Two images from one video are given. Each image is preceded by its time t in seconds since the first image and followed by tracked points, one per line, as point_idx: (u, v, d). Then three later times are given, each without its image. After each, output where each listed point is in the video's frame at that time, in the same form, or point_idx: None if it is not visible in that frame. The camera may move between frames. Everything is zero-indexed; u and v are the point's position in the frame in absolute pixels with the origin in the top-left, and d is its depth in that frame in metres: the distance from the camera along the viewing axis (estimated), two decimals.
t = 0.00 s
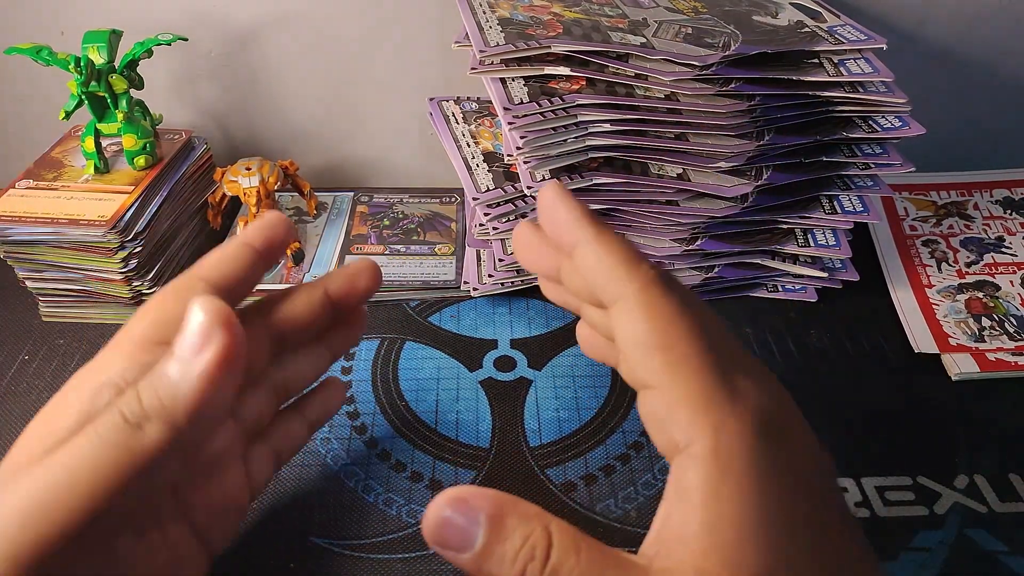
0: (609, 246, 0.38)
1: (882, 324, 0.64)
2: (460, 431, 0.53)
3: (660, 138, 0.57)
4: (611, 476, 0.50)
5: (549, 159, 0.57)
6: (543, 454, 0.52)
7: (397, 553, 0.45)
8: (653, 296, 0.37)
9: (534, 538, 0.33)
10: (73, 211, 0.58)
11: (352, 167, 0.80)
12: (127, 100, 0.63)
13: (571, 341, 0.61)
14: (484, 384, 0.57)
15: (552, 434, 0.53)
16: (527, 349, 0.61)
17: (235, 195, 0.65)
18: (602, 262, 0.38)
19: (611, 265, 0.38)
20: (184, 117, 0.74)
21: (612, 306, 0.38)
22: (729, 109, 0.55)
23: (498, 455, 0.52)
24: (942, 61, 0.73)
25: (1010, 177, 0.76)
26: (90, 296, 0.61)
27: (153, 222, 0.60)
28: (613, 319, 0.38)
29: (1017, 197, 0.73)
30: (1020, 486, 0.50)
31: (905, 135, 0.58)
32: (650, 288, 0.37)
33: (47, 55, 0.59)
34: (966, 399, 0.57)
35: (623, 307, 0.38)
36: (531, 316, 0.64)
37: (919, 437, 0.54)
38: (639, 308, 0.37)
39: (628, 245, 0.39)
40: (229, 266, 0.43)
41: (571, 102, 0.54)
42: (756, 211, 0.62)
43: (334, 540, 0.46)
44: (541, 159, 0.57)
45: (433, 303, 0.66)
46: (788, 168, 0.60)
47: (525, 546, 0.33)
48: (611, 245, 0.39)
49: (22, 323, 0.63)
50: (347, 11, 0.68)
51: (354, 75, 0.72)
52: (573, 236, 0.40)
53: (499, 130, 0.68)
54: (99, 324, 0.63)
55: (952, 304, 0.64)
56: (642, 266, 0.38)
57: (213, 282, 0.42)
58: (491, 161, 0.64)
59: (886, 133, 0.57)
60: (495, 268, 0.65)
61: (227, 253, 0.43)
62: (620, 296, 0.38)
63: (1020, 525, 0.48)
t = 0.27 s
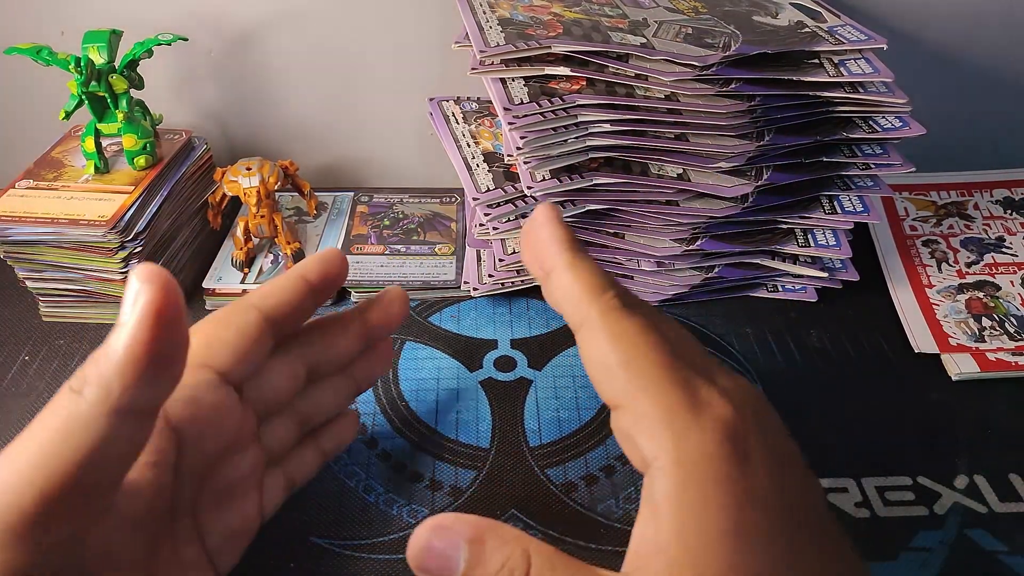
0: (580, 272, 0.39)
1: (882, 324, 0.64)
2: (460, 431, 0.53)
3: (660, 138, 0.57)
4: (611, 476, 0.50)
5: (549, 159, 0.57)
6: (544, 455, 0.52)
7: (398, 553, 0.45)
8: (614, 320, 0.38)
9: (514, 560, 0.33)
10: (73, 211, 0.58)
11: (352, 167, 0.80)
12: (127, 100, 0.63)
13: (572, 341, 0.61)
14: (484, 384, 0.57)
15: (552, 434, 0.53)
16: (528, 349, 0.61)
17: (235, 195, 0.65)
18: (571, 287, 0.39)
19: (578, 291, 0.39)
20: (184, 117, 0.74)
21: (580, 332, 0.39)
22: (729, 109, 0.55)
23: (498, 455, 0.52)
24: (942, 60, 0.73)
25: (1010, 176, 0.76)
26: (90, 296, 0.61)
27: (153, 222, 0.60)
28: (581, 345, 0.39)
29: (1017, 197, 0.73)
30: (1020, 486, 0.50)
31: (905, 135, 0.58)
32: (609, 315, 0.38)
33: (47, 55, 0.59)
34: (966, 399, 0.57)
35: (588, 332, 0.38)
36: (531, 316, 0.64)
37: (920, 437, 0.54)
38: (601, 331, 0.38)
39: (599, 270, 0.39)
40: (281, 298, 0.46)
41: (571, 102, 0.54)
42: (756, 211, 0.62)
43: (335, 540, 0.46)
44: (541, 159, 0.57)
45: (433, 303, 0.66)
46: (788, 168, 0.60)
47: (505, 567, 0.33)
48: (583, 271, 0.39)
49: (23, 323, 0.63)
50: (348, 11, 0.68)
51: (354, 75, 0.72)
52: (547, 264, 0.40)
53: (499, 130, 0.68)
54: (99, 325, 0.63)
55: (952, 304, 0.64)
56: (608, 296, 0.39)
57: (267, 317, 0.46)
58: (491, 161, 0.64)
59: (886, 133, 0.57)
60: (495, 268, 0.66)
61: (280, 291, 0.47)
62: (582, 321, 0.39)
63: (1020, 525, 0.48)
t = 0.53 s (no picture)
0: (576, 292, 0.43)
1: (882, 324, 0.64)
2: (460, 431, 0.53)
3: (660, 138, 0.57)
4: (612, 476, 0.50)
5: (549, 159, 0.57)
6: (544, 454, 0.52)
7: (398, 553, 0.45)
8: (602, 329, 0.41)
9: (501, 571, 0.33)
10: (73, 211, 0.58)
11: (352, 168, 0.80)
12: (127, 101, 0.63)
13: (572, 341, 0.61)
14: (484, 384, 0.57)
15: (552, 434, 0.53)
16: (528, 349, 0.61)
17: (235, 195, 0.65)
18: (568, 302, 0.43)
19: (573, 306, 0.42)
20: (184, 118, 0.74)
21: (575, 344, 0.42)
22: (729, 108, 0.55)
23: (499, 455, 0.52)
24: (942, 60, 0.73)
25: (1010, 176, 0.76)
26: (90, 296, 0.61)
27: (153, 222, 0.60)
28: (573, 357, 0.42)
29: (1017, 197, 0.73)
30: (1020, 486, 0.50)
31: (905, 135, 0.58)
32: (598, 327, 0.41)
33: (47, 55, 0.59)
34: (966, 399, 0.57)
35: (580, 342, 0.41)
36: (531, 316, 0.64)
37: (920, 437, 0.54)
38: (589, 340, 0.41)
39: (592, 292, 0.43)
40: (315, 313, 0.44)
41: (570, 101, 0.54)
42: (756, 211, 0.62)
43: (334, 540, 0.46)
44: (541, 159, 0.57)
45: (433, 303, 0.65)
46: (788, 168, 0.60)
47: None
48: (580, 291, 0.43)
49: (22, 323, 0.63)
50: (348, 11, 0.68)
51: (355, 75, 0.72)
52: (556, 275, 0.45)
53: (499, 130, 0.68)
54: (99, 324, 0.63)
55: (952, 304, 0.64)
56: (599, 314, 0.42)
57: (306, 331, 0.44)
58: (491, 161, 0.64)
59: (886, 132, 0.57)
60: (495, 268, 0.65)
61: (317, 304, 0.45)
62: (576, 332, 0.42)
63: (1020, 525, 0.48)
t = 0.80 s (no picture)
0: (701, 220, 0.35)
1: (882, 324, 0.64)
2: (460, 431, 0.53)
3: (660, 138, 0.57)
4: (611, 476, 0.50)
5: (550, 159, 0.57)
6: (544, 454, 0.52)
7: (398, 553, 0.46)
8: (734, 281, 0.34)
9: (567, 520, 0.32)
10: (73, 211, 0.58)
11: (352, 168, 0.80)
12: (127, 100, 0.63)
13: (571, 341, 0.61)
14: (484, 384, 0.57)
15: (552, 434, 0.53)
16: (528, 349, 0.61)
17: (235, 195, 0.65)
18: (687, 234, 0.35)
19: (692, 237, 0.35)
20: (184, 117, 0.74)
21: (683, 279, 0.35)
22: (729, 108, 0.55)
23: (499, 455, 0.52)
24: (942, 60, 0.73)
25: (1010, 176, 0.76)
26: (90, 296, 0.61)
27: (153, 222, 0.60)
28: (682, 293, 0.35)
29: (1017, 197, 0.73)
30: (1020, 486, 0.50)
31: (905, 135, 0.58)
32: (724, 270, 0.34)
33: (47, 55, 0.59)
34: (966, 399, 0.57)
35: (696, 282, 0.34)
36: (531, 316, 0.64)
37: (920, 437, 0.54)
38: (710, 282, 0.34)
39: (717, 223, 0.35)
40: (157, 211, 0.34)
41: (571, 102, 0.54)
42: (756, 211, 0.62)
43: (334, 540, 0.46)
44: (541, 159, 0.57)
45: (433, 303, 0.65)
46: (788, 168, 0.60)
47: (557, 528, 0.32)
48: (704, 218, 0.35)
49: (22, 323, 0.63)
50: (349, 11, 0.68)
51: (355, 74, 0.72)
52: (677, 196, 0.36)
53: (499, 130, 0.68)
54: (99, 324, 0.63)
55: (952, 304, 0.64)
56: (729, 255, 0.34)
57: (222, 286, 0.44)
58: (491, 161, 0.64)
59: (886, 133, 0.57)
60: (495, 268, 0.65)
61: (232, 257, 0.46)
62: (694, 269, 0.34)
63: (1021, 525, 0.48)
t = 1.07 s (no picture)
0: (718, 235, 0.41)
1: (882, 324, 0.64)
2: (460, 431, 0.53)
3: (660, 138, 0.57)
4: (611, 476, 0.50)
5: (550, 159, 0.57)
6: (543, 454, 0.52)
7: (398, 553, 0.46)
8: (733, 284, 0.39)
9: (575, 488, 0.33)
10: (73, 210, 0.58)
11: (352, 168, 0.80)
12: (127, 100, 0.63)
13: (571, 341, 0.61)
14: (484, 384, 0.57)
15: (552, 434, 0.53)
16: (528, 349, 0.61)
17: (235, 195, 0.65)
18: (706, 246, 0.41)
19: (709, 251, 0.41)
20: (184, 117, 0.74)
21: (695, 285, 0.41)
22: (729, 108, 0.55)
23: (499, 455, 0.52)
24: (942, 60, 0.73)
25: (1010, 176, 0.76)
26: (90, 296, 0.61)
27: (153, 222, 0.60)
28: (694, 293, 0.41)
29: (1018, 197, 0.73)
30: (1020, 486, 0.50)
31: (905, 135, 0.58)
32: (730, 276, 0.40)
33: (47, 55, 0.59)
34: (966, 399, 0.57)
35: (705, 285, 0.40)
36: (531, 316, 0.64)
37: (920, 437, 0.54)
38: (717, 284, 0.40)
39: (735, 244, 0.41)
40: (158, 242, 0.41)
41: (571, 102, 0.54)
42: (756, 211, 0.62)
43: (334, 540, 0.46)
44: (541, 159, 0.57)
45: (433, 303, 0.65)
46: (788, 168, 0.60)
47: (566, 495, 0.33)
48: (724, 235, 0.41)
49: (22, 323, 0.63)
50: (348, 11, 0.68)
51: (355, 75, 0.72)
52: (704, 212, 0.42)
53: (499, 130, 0.68)
54: (99, 324, 0.63)
55: (952, 304, 0.64)
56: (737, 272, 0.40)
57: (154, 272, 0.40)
58: (491, 161, 0.64)
59: (886, 132, 0.57)
60: (495, 268, 0.65)
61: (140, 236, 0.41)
62: (706, 273, 0.41)
63: (1020, 525, 0.48)
